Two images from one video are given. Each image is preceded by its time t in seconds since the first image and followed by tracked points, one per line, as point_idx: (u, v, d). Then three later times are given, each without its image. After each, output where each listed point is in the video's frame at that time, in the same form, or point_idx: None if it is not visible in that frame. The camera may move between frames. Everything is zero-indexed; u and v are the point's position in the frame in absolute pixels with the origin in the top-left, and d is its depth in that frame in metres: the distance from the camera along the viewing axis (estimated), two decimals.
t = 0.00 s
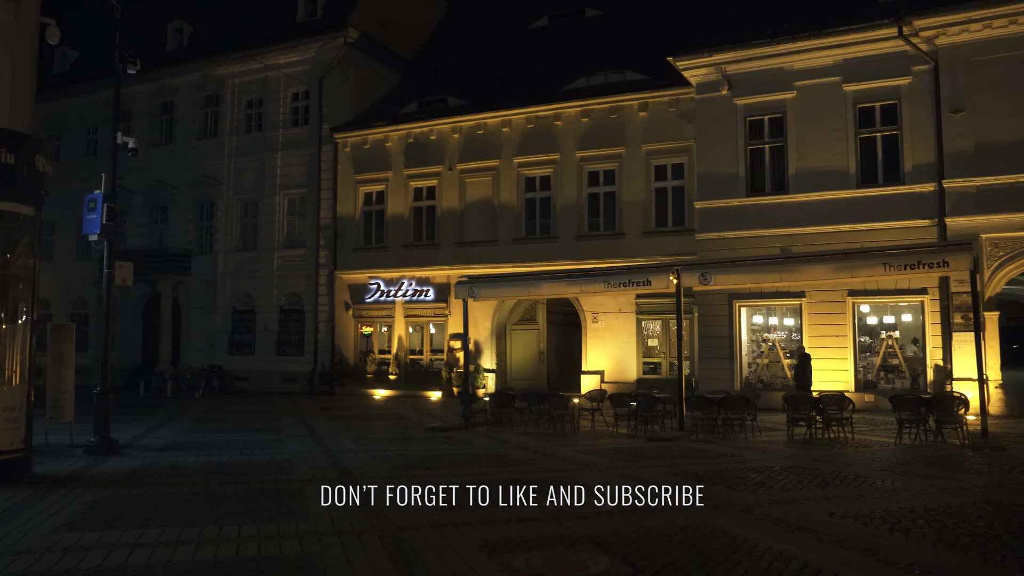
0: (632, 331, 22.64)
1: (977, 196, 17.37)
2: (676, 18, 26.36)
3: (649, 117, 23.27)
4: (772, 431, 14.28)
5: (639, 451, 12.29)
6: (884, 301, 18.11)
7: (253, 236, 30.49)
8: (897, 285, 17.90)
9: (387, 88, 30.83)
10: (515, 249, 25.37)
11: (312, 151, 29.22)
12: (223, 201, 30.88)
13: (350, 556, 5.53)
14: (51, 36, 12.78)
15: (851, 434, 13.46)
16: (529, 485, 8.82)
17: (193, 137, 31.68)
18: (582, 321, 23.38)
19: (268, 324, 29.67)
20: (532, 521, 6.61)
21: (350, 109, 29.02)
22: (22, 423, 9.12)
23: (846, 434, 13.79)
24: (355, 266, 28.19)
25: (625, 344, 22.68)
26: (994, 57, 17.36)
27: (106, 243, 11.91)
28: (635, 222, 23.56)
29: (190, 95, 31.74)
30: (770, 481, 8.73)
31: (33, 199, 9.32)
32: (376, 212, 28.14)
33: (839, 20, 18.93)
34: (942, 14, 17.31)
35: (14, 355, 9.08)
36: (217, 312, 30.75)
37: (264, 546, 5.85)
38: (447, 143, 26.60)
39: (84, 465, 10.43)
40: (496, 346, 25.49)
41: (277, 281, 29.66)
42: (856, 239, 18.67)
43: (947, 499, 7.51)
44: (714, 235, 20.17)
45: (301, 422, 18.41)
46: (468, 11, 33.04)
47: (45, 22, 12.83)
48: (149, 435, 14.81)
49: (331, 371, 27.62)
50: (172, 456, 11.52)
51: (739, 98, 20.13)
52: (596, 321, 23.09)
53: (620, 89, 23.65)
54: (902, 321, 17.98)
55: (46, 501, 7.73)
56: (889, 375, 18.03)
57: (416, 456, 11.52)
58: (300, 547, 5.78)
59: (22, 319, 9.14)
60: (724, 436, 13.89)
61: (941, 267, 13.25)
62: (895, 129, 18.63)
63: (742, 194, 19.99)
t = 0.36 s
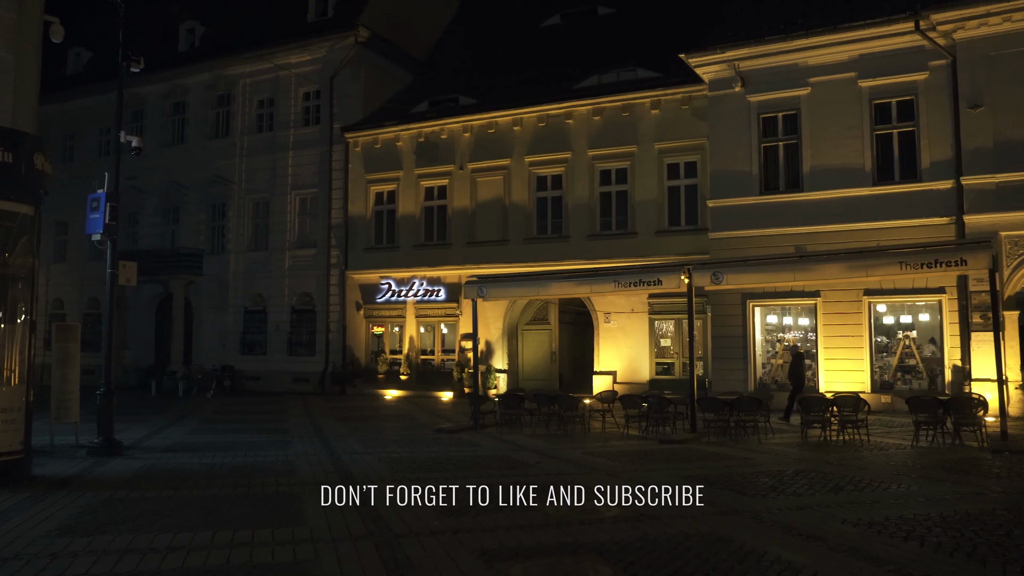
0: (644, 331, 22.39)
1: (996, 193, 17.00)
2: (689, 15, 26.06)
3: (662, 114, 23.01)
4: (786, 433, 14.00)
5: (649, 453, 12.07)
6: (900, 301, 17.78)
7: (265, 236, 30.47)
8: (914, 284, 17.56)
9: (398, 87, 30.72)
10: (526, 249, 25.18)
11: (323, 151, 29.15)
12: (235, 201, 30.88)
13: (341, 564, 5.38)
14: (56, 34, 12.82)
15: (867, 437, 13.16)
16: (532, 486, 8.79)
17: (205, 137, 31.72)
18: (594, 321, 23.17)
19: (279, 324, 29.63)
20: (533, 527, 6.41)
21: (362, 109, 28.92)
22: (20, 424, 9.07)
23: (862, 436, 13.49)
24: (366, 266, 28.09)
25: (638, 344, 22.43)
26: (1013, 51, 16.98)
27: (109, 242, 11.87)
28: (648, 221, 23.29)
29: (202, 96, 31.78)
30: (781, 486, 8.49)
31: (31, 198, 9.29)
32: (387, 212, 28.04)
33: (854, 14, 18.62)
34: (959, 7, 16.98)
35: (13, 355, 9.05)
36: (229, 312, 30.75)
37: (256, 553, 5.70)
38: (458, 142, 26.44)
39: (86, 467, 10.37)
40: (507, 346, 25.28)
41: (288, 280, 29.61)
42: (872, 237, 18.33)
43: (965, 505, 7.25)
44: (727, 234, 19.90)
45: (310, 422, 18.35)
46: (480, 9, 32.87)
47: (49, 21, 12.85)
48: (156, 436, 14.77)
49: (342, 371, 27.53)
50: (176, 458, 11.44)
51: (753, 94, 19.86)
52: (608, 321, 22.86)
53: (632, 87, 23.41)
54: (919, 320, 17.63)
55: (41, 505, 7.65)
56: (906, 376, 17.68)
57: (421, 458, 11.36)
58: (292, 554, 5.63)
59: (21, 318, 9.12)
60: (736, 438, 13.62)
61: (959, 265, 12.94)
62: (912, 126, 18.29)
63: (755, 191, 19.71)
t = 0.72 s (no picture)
0: (662, 331, 22.11)
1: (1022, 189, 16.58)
2: (706, 11, 25.75)
3: (679, 112, 22.72)
4: (805, 435, 13.70)
5: (663, 455, 11.83)
6: (924, 300, 17.37)
7: (282, 236, 30.48)
8: (938, 282, 17.15)
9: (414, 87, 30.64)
10: (542, 248, 24.97)
11: (339, 150, 29.12)
12: (252, 202, 30.94)
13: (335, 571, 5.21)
14: (65, 34, 12.86)
15: (888, 439, 12.82)
16: (531, 485, 9.06)
17: (222, 138, 31.81)
18: (611, 321, 22.92)
19: (296, 324, 29.63)
20: (538, 533, 6.20)
21: (378, 108, 28.85)
22: (24, 424, 9.05)
23: (883, 439, 13.16)
24: (382, 266, 28.02)
25: (655, 344, 22.15)
26: None
27: (118, 242, 11.83)
28: (665, 220, 23.01)
29: (219, 97, 31.89)
30: (798, 490, 8.22)
31: (34, 197, 9.30)
32: (403, 212, 27.95)
33: (875, 8, 18.28)
34: None
35: (17, 355, 9.05)
36: (246, 312, 30.81)
37: (249, 558, 5.54)
38: (474, 141, 26.29)
39: (93, 468, 10.33)
40: (523, 347, 25.06)
41: (305, 281, 29.61)
42: (894, 235, 17.94)
43: (987, 512, 6.95)
44: (745, 232, 19.60)
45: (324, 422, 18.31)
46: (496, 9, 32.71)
47: (58, 21, 12.88)
48: (168, 436, 14.76)
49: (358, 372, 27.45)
50: (184, 459, 11.39)
51: (771, 91, 19.55)
52: (626, 321, 22.61)
53: (649, 84, 23.14)
54: (943, 320, 17.20)
55: (42, 507, 7.58)
56: (929, 377, 17.27)
57: (430, 460, 11.21)
58: (287, 559, 5.48)
59: (26, 318, 9.13)
60: (754, 440, 13.32)
61: (983, 263, 12.58)
62: (935, 121, 17.88)
63: (774, 189, 19.38)
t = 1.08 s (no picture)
0: (684, 331, 21.81)
1: None
2: (729, 6, 25.37)
3: (701, 109, 22.40)
4: (828, 438, 13.37)
5: (681, 459, 11.60)
6: (953, 299, 16.92)
7: (303, 237, 30.55)
8: (968, 281, 16.69)
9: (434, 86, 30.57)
10: (563, 248, 24.77)
11: (360, 151, 29.11)
12: (274, 202, 31.04)
13: None
14: (81, 36, 12.88)
15: (915, 443, 12.46)
16: (533, 486, 9.23)
17: (245, 139, 31.95)
18: (632, 321, 22.66)
19: (317, 325, 29.67)
20: (544, 541, 6.02)
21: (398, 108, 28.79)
22: (34, 426, 9.10)
23: (910, 442, 12.80)
24: (402, 266, 27.96)
25: (677, 344, 21.85)
26: None
27: (132, 243, 11.77)
28: (687, 219, 22.70)
29: (242, 98, 32.04)
30: (817, 496, 7.97)
31: (44, 199, 9.35)
32: (424, 212, 27.87)
33: None
34: None
35: (27, 355, 9.11)
36: (269, 313, 30.92)
37: (246, 564, 5.43)
38: (494, 140, 26.13)
39: (106, 470, 10.34)
40: (544, 347, 24.85)
41: (326, 281, 29.63)
42: (922, 233, 17.52)
43: (1015, 522, 6.66)
44: (768, 231, 19.27)
45: (343, 423, 18.29)
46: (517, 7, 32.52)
47: (75, 23, 12.92)
48: (186, 437, 14.80)
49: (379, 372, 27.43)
50: (198, 460, 11.37)
51: (795, 86, 19.18)
52: (647, 321, 22.35)
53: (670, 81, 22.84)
54: (973, 319, 16.74)
55: (48, 510, 7.55)
56: (958, 378, 16.82)
57: (443, 462, 11.08)
58: (284, 566, 5.36)
59: (37, 319, 9.24)
60: (776, 443, 13.03)
61: (1013, 261, 12.19)
62: (964, 115, 17.43)
63: (798, 187, 19.03)
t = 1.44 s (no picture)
0: (700, 331, 21.56)
1: None
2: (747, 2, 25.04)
3: (718, 106, 22.13)
4: (846, 440, 13.11)
5: (694, 460, 11.41)
6: (975, 298, 16.56)
7: (320, 237, 30.58)
8: (991, 279, 16.30)
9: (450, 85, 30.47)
10: (579, 247, 24.58)
11: (376, 151, 29.08)
12: (291, 203, 31.09)
13: None
14: (93, 36, 12.91)
15: (934, 446, 12.19)
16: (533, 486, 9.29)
17: (263, 140, 32.05)
18: (648, 321, 22.45)
19: (334, 325, 29.68)
20: (546, 545, 5.86)
21: (414, 108, 28.74)
22: (39, 426, 9.11)
23: (929, 444, 12.52)
24: (418, 266, 27.89)
25: (694, 344, 21.61)
26: None
27: (141, 242, 11.84)
28: (704, 217, 22.45)
29: (259, 99, 32.15)
30: (831, 500, 7.76)
31: (51, 198, 9.35)
32: (439, 212, 27.79)
33: None
34: None
35: (32, 354, 9.13)
36: (286, 313, 30.99)
37: (239, 567, 5.34)
38: (509, 139, 25.99)
39: (114, 470, 10.33)
40: (560, 347, 24.66)
41: (342, 281, 29.64)
42: (943, 231, 17.17)
43: None
44: (785, 229, 18.98)
45: (356, 423, 18.24)
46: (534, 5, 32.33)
47: (87, 23, 12.95)
48: (198, 437, 14.80)
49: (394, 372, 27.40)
50: (206, 460, 11.34)
51: (813, 82, 18.89)
52: (663, 321, 22.12)
53: (687, 78, 22.59)
54: (996, 319, 16.35)
55: (50, 509, 7.52)
56: (981, 379, 16.46)
57: (452, 463, 10.96)
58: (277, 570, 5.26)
59: (42, 318, 9.24)
60: (792, 444, 12.79)
61: None
62: (987, 110, 17.06)
63: (815, 184, 18.75)
